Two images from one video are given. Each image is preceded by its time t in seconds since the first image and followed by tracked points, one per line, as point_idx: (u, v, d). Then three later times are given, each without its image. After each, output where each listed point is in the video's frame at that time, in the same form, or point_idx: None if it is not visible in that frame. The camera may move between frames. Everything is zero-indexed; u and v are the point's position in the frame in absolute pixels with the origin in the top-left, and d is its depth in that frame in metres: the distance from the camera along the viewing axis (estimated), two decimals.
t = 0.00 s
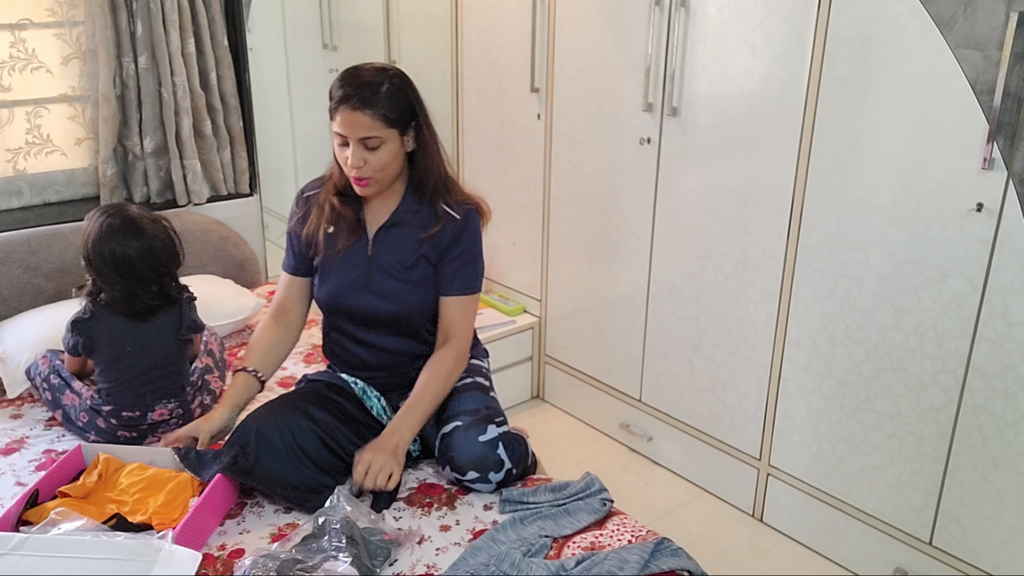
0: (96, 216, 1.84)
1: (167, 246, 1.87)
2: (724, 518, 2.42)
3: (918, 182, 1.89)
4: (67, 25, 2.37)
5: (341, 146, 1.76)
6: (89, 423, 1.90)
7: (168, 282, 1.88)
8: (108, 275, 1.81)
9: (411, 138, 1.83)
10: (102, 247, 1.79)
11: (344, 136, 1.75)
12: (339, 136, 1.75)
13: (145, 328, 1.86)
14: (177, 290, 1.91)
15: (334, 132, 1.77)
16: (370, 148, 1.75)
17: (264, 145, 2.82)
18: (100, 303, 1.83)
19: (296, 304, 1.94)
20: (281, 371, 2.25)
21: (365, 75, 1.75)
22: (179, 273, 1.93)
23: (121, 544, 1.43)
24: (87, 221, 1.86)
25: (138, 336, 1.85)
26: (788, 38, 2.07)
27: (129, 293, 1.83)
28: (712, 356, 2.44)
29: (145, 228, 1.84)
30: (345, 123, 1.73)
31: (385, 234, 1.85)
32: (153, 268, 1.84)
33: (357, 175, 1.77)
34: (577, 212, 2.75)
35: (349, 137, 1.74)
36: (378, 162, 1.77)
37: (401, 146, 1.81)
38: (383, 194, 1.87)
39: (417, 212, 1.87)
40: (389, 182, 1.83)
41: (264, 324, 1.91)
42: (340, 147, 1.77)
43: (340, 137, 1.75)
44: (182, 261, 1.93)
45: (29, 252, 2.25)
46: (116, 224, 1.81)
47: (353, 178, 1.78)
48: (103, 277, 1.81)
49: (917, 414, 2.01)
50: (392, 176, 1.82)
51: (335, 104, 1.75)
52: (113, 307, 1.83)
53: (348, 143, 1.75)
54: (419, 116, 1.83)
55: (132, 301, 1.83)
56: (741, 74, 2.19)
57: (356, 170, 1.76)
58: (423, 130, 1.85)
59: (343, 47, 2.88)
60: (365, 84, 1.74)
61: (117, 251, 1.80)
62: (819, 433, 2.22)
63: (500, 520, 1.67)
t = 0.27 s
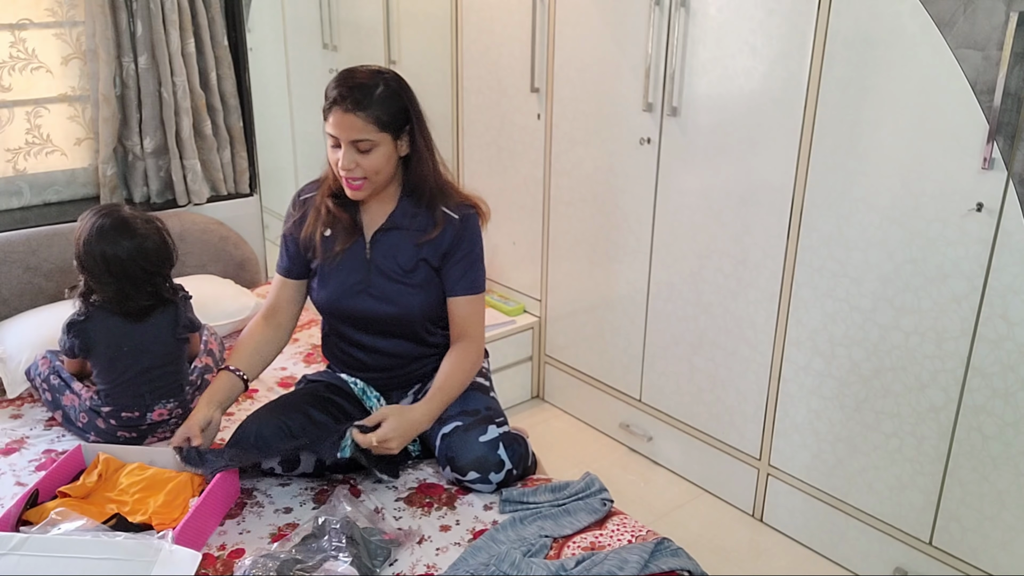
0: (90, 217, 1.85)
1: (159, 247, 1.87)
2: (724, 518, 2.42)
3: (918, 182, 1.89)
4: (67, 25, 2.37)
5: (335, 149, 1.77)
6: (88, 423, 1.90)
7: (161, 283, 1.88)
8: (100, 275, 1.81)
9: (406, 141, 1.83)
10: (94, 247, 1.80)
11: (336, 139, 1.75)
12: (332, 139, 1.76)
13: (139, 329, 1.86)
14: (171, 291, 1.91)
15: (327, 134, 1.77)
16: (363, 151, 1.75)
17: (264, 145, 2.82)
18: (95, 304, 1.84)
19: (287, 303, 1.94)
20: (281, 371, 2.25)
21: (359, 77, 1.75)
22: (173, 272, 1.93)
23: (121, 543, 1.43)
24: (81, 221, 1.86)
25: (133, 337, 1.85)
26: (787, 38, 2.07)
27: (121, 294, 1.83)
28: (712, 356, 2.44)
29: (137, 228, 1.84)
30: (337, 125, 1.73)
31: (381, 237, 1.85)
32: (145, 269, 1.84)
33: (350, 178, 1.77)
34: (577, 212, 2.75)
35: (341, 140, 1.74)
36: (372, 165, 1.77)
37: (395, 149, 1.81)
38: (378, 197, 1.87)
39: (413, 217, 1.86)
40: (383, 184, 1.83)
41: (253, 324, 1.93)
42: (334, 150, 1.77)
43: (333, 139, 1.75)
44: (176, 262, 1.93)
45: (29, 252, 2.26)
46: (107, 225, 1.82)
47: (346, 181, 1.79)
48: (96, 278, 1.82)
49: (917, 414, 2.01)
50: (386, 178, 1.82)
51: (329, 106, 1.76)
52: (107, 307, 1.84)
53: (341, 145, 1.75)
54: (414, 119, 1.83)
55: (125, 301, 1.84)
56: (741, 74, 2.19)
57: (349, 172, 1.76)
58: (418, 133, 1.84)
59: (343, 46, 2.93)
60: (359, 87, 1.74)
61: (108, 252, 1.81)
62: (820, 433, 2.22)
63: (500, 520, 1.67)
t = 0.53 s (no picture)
0: (85, 216, 1.87)
1: (153, 246, 1.88)
2: (724, 518, 2.42)
3: (918, 182, 1.89)
4: (67, 25, 2.37)
5: (333, 151, 1.77)
6: (88, 424, 1.90)
7: (154, 282, 1.89)
8: (94, 275, 1.82)
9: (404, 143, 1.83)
10: (87, 247, 1.81)
11: (335, 140, 1.75)
12: (331, 141, 1.76)
13: (134, 328, 1.86)
14: (165, 290, 1.91)
15: (325, 136, 1.77)
16: (361, 152, 1.75)
17: (264, 145, 2.82)
18: (89, 304, 1.84)
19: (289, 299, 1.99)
20: (281, 371, 2.25)
21: (355, 78, 1.75)
22: (168, 272, 1.94)
23: (121, 543, 1.43)
24: (76, 223, 1.88)
25: (128, 336, 1.85)
26: (788, 38, 2.07)
27: (114, 293, 1.84)
28: (712, 356, 2.44)
29: (130, 227, 1.85)
30: (335, 127, 1.73)
31: (378, 238, 1.85)
32: (138, 268, 1.85)
33: (349, 180, 1.78)
34: (577, 212, 2.75)
35: (340, 142, 1.74)
36: (371, 166, 1.77)
37: (393, 150, 1.81)
38: (377, 198, 1.88)
39: (410, 217, 1.86)
40: (381, 185, 1.84)
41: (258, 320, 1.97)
42: (332, 152, 1.77)
43: (331, 141, 1.75)
44: (171, 262, 1.94)
45: (29, 252, 2.26)
46: (101, 224, 1.83)
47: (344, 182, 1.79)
48: (89, 277, 1.83)
49: (917, 414, 2.01)
50: (384, 180, 1.82)
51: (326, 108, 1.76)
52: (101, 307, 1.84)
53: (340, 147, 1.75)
54: (411, 121, 1.83)
55: (119, 301, 1.84)
56: (741, 74, 2.19)
57: (348, 174, 1.76)
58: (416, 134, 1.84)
59: (343, 47, 2.89)
60: (356, 88, 1.73)
61: (101, 252, 1.82)
62: (820, 433, 2.22)
63: (500, 520, 1.67)
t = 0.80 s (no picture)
0: (86, 215, 1.86)
1: (152, 247, 1.87)
2: (724, 518, 2.42)
3: (918, 182, 1.89)
4: (67, 25, 2.37)
5: (340, 147, 1.76)
6: (88, 424, 1.90)
7: (153, 284, 1.88)
8: (93, 275, 1.81)
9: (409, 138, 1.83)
10: (86, 247, 1.80)
11: (341, 137, 1.75)
12: (337, 137, 1.75)
13: (132, 329, 1.85)
14: (164, 292, 1.90)
15: (330, 132, 1.76)
16: (369, 147, 1.75)
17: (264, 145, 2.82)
18: (88, 304, 1.84)
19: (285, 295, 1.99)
20: (281, 371, 2.25)
21: (360, 75, 1.74)
22: (168, 273, 1.93)
23: (121, 543, 1.43)
24: (77, 222, 1.87)
25: (126, 336, 1.85)
26: (788, 38, 2.07)
27: (112, 293, 1.83)
28: (712, 356, 2.44)
29: (130, 228, 1.84)
30: (342, 123, 1.73)
31: (378, 238, 1.85)
32: (136, 269, 1.84)
33: (356, 176, 1.77)
34: (577, 212, 2.75)
35: (348, 138, 1.74)
36: (378, 162, 1.77)
37: (398, 146, 1.81)
38: (379, 196, 1.88)
39: (410, 216, 1.86)
40: (386, 180, 1.84)
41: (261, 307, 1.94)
42: (338, 148, 1.76)
43: (338, 137, 1.75)
44: (170, 263, 1.93)
45: (29, 252, 2.26)
46: (101, 225, 1.82)
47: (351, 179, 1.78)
48: (88, 277, 1.82)
49: (917, 414, 2.01)
50: (390, 175, 1.83)
51: (331, 105, 1.75)
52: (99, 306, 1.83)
53: (347, 143, 1.75)
54: (415, 116, 1.83)
55: (117, 301, 1.83)
56: (741, 74, 2.19)
57: (356, 170, 1.76)
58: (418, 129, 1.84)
59: (343, 46, 2.89)
60: (362, 85, 1.73)
61: (100, 252, 1.81)
62: (820, 433, 2.22)
63: (500, 520, 1.67)
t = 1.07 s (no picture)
0: (94, 214, 1.86)
1: (161, 247, 1.87)
2: (724, 518, 2.42)
3: (918, 182, 1.89)
4: (66, 25, 2.37)
5: (360, 129, 1.77)
6: (88, 424, 1.90)
7: (160, 283, 1.88)
8: (101, 273, 1.82)
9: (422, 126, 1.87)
10: (96, 246, 1.81)
11: (365, 116, 1.77)
12: (360, 118, 1.76)
13: (138, 328, 1.86)
14: (170, 292, 1.91)
15: (349, 116, 1.78)
16: (393, 126, 1.78)
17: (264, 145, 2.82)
18: (93, 301, 1.84)
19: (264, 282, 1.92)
20: (281, 371, 2.25)
21: (378, 60, 1.80)
22: (174, 274, 1.93)
23: (121, 544, 1.43)
24: (86, 220, 1.87)
25: (131, 336, 1.85)
26: (788, 38, 2.07)
27: (119, 293, 1.84)
28: (712, 356, 2.44)
29: (140, 229, 1.85)
30: (366, 102, 1.76)
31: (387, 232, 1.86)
32: (144, 269, 1.84)
33: (380, 155, 1.78)
34: (577, 212, 2.75)
35: (373, 116, 1.76)
36: (401, 141, 1.79)
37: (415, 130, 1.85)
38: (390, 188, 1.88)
39: (418, 209, 1.87)
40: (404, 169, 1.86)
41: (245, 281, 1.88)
42: (358, 131, 1.77)
43: (361, 118, 1.76)
44: (178, 263, 1.93)
45: (29, 252, 2.26)
46: (111, 224, 1.82)
47: (375, 160, 1.79)
48: (96, 276, 1.82)
49: (917, 414, 2.01)
50: (408, 161, 1.85)
51: (351, 89, 1.78)
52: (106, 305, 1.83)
53: (371, 123, 1.77)
54: (427, 104, 1.88)
55: (124, 300, 1.84)
56: (741, 74, 2.19)
57: (381, 148, 1.77)
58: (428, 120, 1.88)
59: (343, 47, 2.86)
60: (382, 67, 1.78)
61: (110, 251, 1.81)
62: (820, 433, 2.22)
63: (500, 520, 1.67)
